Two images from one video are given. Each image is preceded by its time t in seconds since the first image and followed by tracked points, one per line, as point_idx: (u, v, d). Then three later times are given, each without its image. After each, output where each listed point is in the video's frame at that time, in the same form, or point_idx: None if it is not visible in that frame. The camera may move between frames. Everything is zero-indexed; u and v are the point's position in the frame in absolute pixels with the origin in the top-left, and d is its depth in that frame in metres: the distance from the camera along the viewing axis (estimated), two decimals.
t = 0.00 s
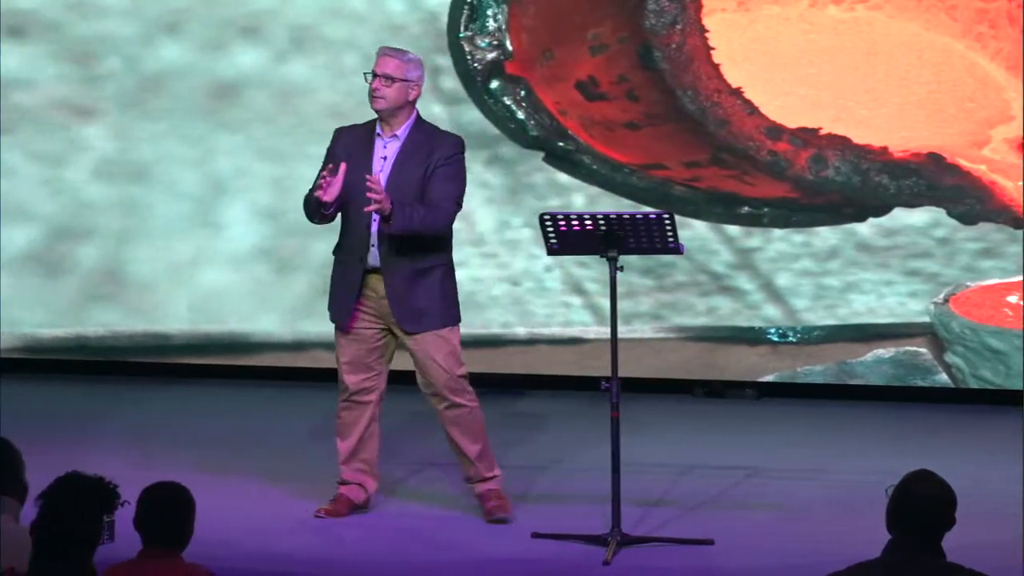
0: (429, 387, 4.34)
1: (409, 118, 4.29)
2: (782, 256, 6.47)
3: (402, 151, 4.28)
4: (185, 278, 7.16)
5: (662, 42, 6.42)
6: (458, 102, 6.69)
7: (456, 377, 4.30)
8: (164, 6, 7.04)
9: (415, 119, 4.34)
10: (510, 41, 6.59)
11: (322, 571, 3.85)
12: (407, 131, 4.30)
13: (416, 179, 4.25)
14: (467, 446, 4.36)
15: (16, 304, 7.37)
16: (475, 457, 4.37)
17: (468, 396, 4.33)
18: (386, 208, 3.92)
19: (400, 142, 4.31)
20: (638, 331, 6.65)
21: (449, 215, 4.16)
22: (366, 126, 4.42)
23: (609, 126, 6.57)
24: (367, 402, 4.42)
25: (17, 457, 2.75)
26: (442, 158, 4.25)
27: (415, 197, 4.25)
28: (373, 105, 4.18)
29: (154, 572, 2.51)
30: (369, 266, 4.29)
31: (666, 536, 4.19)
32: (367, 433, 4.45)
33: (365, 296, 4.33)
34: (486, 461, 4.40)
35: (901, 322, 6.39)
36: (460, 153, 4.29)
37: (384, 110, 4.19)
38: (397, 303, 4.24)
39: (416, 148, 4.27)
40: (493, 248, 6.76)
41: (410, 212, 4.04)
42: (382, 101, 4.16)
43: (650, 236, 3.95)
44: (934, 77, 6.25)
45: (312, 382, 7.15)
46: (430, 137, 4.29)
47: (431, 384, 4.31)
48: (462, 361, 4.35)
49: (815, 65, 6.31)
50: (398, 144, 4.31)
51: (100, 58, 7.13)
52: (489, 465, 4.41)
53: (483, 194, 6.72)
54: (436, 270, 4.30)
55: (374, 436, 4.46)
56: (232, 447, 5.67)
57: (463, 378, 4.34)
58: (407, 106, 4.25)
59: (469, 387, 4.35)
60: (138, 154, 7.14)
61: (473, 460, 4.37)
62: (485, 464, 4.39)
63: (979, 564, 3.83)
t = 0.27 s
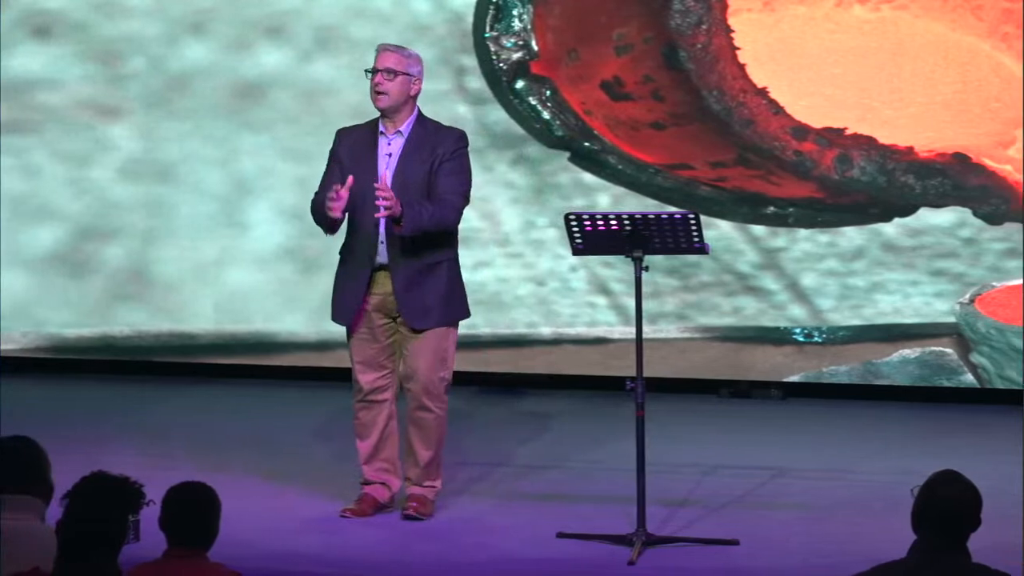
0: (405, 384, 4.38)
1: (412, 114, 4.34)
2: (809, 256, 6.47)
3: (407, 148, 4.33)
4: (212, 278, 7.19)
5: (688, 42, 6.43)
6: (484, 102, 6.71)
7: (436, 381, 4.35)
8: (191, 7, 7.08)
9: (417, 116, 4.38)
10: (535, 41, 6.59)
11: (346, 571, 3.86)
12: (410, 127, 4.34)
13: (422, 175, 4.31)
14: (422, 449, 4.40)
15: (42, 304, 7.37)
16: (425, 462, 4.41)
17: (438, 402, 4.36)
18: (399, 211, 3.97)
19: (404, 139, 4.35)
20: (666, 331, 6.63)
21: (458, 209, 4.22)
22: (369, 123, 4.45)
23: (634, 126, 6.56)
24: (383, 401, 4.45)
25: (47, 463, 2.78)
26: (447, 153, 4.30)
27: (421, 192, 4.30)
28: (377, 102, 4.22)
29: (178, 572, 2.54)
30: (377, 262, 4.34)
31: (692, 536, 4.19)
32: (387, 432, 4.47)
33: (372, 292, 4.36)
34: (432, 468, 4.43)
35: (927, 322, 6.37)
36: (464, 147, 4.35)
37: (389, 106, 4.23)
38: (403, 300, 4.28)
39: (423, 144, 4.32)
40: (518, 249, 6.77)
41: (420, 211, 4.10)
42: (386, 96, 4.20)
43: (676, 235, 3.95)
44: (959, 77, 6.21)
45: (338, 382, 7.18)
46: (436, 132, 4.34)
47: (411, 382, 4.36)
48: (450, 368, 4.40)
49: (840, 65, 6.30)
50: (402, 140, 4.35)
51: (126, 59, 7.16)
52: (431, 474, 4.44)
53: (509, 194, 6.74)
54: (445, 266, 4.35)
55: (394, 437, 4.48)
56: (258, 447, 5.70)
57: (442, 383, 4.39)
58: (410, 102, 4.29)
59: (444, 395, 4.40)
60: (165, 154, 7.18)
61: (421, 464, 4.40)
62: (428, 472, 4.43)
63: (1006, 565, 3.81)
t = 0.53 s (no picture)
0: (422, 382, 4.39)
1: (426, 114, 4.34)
2: (826, 256, 6.46)
3: (420, 148, 4.33)
4: (229, 277, 7.20)
5: (705, 42, 6.43)
6: (500, 102, 6.71)
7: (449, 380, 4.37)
8: (208, 7, 7.10)
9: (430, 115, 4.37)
10: (552, 41, 6.59)
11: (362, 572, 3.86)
12: (425, 127, 4.34)
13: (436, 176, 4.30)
14: (438, 449, 4.40)
15: (59, 304, 7.40)
16: (439, 462, 4.40)
17: (452, 401, 4.39)
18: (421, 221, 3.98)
19: (418, 139, 4.35)
20: (682, 332, 6.63)
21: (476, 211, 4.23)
22: (382, 125, 4.47)
23: (651, 126, 6.56)
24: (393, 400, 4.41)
25: (64, 463, 2.91)
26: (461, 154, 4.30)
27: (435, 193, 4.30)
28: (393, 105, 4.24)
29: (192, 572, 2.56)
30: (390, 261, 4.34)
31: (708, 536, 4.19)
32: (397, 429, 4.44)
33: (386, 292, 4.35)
34: (446, 469, 4.42)
35: (944, 322, 6.35)
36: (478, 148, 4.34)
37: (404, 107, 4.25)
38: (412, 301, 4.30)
39: (435, 145, 4.32)
40: (535, 249, 6.77)
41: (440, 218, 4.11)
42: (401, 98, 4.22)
43: (693, 235, 3.95)
44: (976, 77, 6.19)
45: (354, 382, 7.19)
46: (448, 133, 4.34)
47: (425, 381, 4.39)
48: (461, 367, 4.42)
49: (857, 64, 6.29)
50: (416, 140, 4.35)
51: (143, 59, 7.18)
52: (445, 475, 4.42)
53: (526, 194, 6.74)
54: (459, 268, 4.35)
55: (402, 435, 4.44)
56: (275, 447, 5.72)
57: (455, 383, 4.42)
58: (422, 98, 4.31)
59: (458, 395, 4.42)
60: (182, 154, 7.19)
61: (435, 464, 4.39)
62: (444, 472, 4.41)
63: None
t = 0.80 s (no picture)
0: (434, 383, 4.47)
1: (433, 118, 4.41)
2: (846, 256, 6.44)
3: (427, 149, 4.40)
4: (248, 277, 7.20)
5: (725, 42, 6.42)
6: (521, 102, 6.71)
7: (461, 379, 4.44)
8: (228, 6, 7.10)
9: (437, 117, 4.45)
10: (572, 41, 6.61)
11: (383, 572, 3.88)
12: (431, 128, 4.42)
13: (446, 176, 4.38)
14: (455, 447, 4.44)
15: (79, 304, 7.45)
16: (458, 460, 4.43)
17: (466, 399, 4.44)
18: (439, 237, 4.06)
19: (425, 140, 4.42)
20: (703, 332, 6.62)
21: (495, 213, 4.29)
22: (387, 128, 4.54)
23: (671, 126, 6.56)
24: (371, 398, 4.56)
25: (85, 462, 2.99)
26: (469, 155, 4.38)
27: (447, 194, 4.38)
28: (410, 120, 4.32)
29: (211, 572, 2.58)
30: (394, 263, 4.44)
31: (728, 536, 4.19)
32: (369, 428, 4.60)
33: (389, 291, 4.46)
34: (465, 468, 4.46)
35: (964, 322, 6.34)
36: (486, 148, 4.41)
37: (420, 117, 4.34)
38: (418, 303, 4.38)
39: (442, 147, 4.39)
40: (555, 248, 6.78)
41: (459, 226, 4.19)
42: (416, 112, 4.31)
43: (713, 235, 3.96)
44: (997, 77, 6.14)
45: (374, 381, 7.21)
46: (454, 134, 4.41)
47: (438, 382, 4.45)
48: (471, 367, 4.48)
49: (878, 64, 6.27)
50: (423, 142, 4.42)
51: (163, 58, 7.18)
52: (464, 474, 4.46)
53: (546, 193, 6.74)
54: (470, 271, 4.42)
55: (373, 432, 4.60)
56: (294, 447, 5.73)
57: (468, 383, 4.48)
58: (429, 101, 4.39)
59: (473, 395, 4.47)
60: (201, 154, 7.20)
61: (454, 462, 4.43)
62: (462, 470, 4.44)
63: None
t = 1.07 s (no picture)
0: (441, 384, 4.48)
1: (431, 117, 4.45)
2: (873, 256, 6.43)
3: (427, 147, 4.43)
4: (275, 277, 7.22)
5: (752, 42, 6.42)
6: (547, 102, 6.72)
7: (467, 377, 4.46)
8: (255, 6, 7.13)
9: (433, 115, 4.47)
10: (599, 40, 6.61)
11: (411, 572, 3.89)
12: (430, 127, 4.45)
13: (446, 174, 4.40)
14: (472, 446, 4.46)
15: (107, 304, 7.49)
16: (475, 459, 4.46)
17: (476, 396, 4.47)
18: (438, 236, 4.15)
19: (424, 139, 4.45)
20: (730, 332, 6.63)
21: (491, 213, 4.37)
22: (382, 127, 4.55)
23: (698, 126, 6.55)
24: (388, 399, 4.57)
25: (112, 462, 3.03)
26: (467, 152, 4.41)
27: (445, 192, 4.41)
28: (414, 111, 4.34)
29: (238, 572, 2.60)
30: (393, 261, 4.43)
31: (756, 537, 4.19)
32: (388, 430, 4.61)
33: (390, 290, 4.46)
34: (484, 466, 4.49)
35: (992, 322, 6.30)
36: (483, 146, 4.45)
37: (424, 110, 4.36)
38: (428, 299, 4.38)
39: (441, 145, 4.42)
40: (582, 248, 6.78)
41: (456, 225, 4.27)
42: (421, 103, 4.33)
43: (740, 235, 3.96)
44: None
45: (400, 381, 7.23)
46: (452, 132, 4.44)
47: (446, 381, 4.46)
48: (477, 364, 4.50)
49: (905, 64, 6.26)
50: (422, 140, 4.45)
51: (191, 58, 7.22)
52: (486, 472, 4.50)
53: (573, 193, 6.75)
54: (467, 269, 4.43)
55: (394, 434, 4.62)
56: (321, 447, 5.76)
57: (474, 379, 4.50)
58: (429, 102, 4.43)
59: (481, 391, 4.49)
60: (229, 154, 7.23)
61: (474, 461, 4.46)
62: (483, 467, 4.47)
63: None
